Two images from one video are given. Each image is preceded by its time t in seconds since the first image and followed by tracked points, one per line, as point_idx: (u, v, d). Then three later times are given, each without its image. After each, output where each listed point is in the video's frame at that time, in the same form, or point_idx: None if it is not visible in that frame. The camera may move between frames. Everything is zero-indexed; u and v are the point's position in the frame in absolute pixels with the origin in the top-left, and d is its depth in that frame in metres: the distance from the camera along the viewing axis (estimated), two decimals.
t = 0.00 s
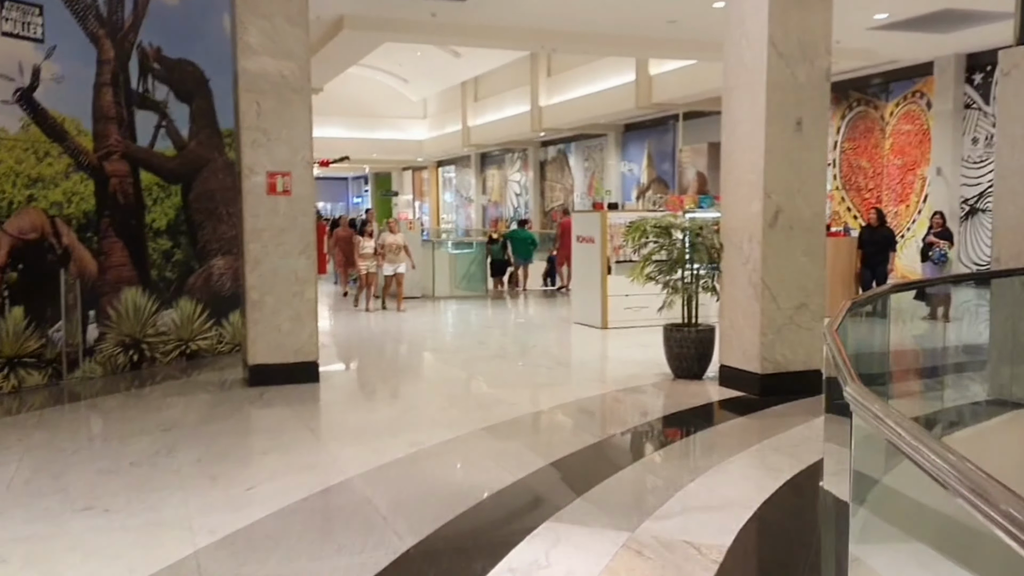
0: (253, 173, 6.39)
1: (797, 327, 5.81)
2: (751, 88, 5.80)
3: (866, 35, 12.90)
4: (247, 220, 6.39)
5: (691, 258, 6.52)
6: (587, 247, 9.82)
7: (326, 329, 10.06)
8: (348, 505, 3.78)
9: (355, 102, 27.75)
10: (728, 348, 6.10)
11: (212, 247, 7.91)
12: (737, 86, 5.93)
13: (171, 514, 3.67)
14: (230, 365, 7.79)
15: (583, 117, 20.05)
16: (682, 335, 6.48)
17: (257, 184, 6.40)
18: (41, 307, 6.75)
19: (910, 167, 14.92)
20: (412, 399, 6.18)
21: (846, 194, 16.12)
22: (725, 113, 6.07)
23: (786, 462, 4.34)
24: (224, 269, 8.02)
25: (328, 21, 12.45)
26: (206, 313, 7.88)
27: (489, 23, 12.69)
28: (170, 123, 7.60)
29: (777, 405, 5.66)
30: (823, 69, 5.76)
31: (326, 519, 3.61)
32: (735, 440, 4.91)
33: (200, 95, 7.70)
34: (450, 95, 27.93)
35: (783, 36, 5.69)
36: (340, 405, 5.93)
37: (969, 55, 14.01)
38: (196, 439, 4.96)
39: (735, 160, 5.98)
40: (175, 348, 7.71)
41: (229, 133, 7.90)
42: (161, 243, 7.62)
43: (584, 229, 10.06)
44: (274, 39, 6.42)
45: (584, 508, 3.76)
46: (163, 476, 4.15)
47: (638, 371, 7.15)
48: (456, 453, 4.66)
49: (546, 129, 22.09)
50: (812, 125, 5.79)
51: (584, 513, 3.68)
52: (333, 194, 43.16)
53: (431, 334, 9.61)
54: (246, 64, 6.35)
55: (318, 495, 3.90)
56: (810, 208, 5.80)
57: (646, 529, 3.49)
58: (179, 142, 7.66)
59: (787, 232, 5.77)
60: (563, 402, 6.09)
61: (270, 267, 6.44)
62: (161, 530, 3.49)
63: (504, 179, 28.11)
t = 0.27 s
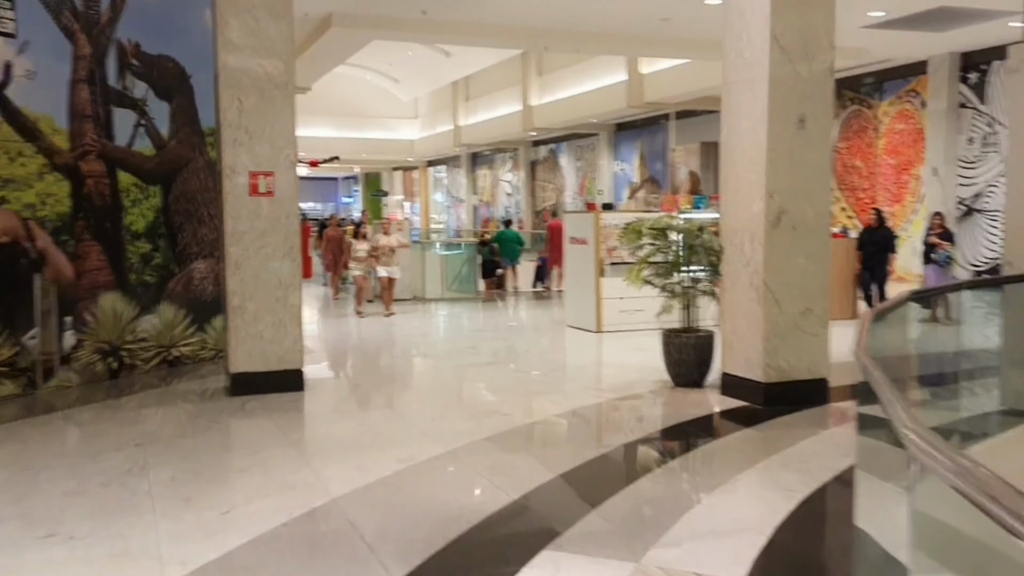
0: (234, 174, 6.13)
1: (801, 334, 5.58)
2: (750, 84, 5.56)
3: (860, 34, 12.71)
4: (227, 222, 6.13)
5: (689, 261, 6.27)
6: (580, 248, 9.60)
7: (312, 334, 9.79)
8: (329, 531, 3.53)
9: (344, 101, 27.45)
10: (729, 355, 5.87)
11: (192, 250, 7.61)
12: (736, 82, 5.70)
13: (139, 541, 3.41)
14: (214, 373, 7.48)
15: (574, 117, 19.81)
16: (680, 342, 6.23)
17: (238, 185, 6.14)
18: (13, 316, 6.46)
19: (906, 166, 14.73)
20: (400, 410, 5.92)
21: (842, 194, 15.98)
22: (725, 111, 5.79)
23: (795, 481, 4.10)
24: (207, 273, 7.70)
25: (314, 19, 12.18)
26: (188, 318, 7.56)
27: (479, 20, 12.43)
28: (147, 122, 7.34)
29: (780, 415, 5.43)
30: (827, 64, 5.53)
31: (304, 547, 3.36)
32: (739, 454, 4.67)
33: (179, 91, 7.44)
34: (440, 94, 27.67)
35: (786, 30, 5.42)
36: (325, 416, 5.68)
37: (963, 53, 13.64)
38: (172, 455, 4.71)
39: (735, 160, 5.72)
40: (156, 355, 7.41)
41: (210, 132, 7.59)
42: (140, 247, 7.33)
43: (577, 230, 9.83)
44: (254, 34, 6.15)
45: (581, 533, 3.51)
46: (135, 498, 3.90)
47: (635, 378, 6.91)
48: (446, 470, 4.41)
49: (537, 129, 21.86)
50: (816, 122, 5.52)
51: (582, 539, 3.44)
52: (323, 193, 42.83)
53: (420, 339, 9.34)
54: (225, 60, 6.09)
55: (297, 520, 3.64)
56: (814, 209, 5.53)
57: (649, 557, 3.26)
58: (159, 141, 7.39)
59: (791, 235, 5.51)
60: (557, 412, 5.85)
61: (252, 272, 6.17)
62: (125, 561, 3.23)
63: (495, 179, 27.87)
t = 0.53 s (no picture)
0: (218, 173, 5.85)
1: (809, 339, 5.37)
2: (756, 78, 5.33)
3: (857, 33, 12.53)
4: (210, 224, 5.85)
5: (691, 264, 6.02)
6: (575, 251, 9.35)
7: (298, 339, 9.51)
8: (318, 556, 3.26)
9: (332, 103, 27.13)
10: (735, 362, 5.63)
11: (177, 252, 7.40)
12: (742, 77, 5.47)
13: (112, 570, 3.13)
14: (196, 381, 7.25)
15: (565, 117, 19.58)
16: (682, 348, 6.00)
17: (221, 186, 5.86)
18: None
19: (902, 166, 14.58)
20: (391, 420, 5.66)
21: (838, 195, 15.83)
22: (729, 108, 5.58)
23: (814, 499, 3.85)
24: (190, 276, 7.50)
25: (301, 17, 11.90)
26: (170, 324, 7.36)
27: (470, 18, 12.17)
28: (130, 120, 7.07)
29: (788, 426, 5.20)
30: (837, 58, 5.31)
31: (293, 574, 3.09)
32: (751, 468, 4.43)
33: (162, 89, 7.23)
34: (429, 95, 27.40)
35: (794, 22, 5.20)
36: (314, 427, 5.41)
37: (960, 52, 13.47)
38: (151, 472, 4.43)
39: (740, 158, 5.50)
40: (136, 363, 7.18)
41: (194, 133, 7.36)
42: (121, 250, 7.07)
43: (572, 232, 9.59)
44: (238, 28, 5.89)
45: (591, 557, 3.26)
46: (108, 521, 3.62)
47: (634, 385, 6.67)
48: (443, 487, 4.15)
49: (528, 130, 21.61)
50: (826, 119, 5.31)
51: (593, 565, 3.19)
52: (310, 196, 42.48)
53: (410, 344, 9.08)
54: (208, 54, 5.82)
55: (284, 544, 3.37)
56: (823, 209, 5.32)
57: None
58: (141, 140, 7.16)
59: (800, 236, 5.30)
60: (556, 422, 5.59)
61: (237, 276, 5.88)
62: None
63: (484, 180, 27.61)
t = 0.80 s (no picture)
0: (200, 173, 5.60)
1: (817, 344, 5.15)
2: (763, 73, 5.11)
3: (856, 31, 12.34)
4: (192, 226, 5.59)
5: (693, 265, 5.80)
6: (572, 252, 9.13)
7: (286, 344, 9.25)
8: None
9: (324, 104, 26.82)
10: (741, 368, 5.41)
11: (160, 255, 7.11)
12: (748, 72, 5.25)
13: None
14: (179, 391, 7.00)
15: (558, 118, 19.34)
16: (685, 353, 5.77)
17: (204, 186, 5.60)
18: None
19: (900, 166, 14.39)
20: (382, 431, 5.41)
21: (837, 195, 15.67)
22: (735, 103, 5.34)
23: (831, 516, 3.62)
24: (174, 279, 7.22)
25: (291, 15, 11.64)
26: (153, 330, 7.10)
27: (463, 16, 11.93)
28: (111, 119, 6.81)
29: (798, 437, 4.97)
30: (847, 52, 5.09)
31: None
32: (762, 482, 4.20)
33: (144, 86, 6.95)
34: (421, 96, 27.14)
35: (802, 13, 4.97)
36: (300, 439, 5.15)
37: (958, 50, 13.26)
38: (126, 490, 4.18)
39: (745, 156, 5.26)
40: (117, 371, 6.92)
41: (178, 132, 7.11)
42: (102, 253, 6.81)
43: (568, 233, 9.37)
44: (221, 21, 5.63)
45: None
46: (77, 546, 3.38)
47: (634, 392, 6.44)
48: (436, 505, 3.91)
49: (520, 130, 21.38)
50: (836, 115, 5.09)
51: None
52: (302, 197, 42.33)
53: (402, 349, 8.82)
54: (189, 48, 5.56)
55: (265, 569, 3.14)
56: (832, 210, 5.11)
57: None
58: (122, 139, 6.89)
59: (808, 238, 5.08)
60: (555, 431, 5.35)
61: (220, 280, 5.63)
62: None
63: (477, 181, 27.38)
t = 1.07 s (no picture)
0: (183, 173, 5.36)
1: (828, 352, 4.92)
2: (771, 68, 4.88)
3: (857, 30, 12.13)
4: (173, 229, 5.35)
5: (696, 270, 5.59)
6: (571, 255, 8.89)
7: (277, 350, 9.01)
8: None
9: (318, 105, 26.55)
10: (750, 377, 5.19)
11: (144, 259, 6.89)
12: (755, 67, 5.02)
13: None
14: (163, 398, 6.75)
15: (554, 118, 19.09)
16: (690, 361, 5.57)
17: (186, 187, 5.36)
18: None
19: (901, 165, 14.18)
20: (374, 442, 5.16)
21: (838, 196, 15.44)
22: (741, 100, 5.11)
23: (851, 539, 3.40)
24: (158, 284, 7.01)
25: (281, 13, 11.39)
26: (137, 336, 6.87)
27: (457, 14, 11.68)
28: (93, 117, 6.58)
29: (810, 449, 4.76)
30: (859, 45, 4.86)
31: None
32: (775, 501, 3.97)
33: (130, 85, 6.73)
34: (416, 96, 26.90)
35: (811, 5, 4.75)
36: (286, 452, 4.91)
37: (959, 48, 13.06)
38: (101, 509, 3.94)
39: (752, 154, 5.03)
40: (99, 378, 6.64)
41: (161, 130, 6.89)
42: (83, 256, 6.55)
43: (567, 236, 9.12)
44: (203, 14, 5.38)
45: None
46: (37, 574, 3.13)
47: (637, 400, 6.22)
48: (427, 528, 3.66)
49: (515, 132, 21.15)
50: (846, 111, 4.86)
51: None
52: (297, 199, 42.03)
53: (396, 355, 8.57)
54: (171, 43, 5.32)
55: None
56: (843, 210, 4.88)
57: None
58: (105, 138, 6.65)
59: (818, 240, 4.86)
60: (554, 442, 5.12)
61: (204, 285, 5.39)
62: None
63: (472, 183, 27.14)
